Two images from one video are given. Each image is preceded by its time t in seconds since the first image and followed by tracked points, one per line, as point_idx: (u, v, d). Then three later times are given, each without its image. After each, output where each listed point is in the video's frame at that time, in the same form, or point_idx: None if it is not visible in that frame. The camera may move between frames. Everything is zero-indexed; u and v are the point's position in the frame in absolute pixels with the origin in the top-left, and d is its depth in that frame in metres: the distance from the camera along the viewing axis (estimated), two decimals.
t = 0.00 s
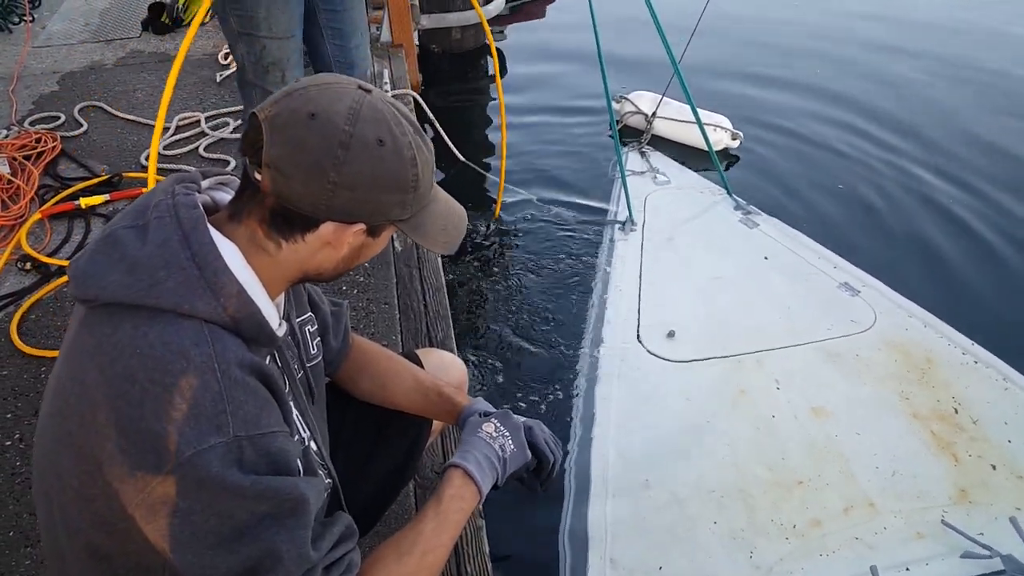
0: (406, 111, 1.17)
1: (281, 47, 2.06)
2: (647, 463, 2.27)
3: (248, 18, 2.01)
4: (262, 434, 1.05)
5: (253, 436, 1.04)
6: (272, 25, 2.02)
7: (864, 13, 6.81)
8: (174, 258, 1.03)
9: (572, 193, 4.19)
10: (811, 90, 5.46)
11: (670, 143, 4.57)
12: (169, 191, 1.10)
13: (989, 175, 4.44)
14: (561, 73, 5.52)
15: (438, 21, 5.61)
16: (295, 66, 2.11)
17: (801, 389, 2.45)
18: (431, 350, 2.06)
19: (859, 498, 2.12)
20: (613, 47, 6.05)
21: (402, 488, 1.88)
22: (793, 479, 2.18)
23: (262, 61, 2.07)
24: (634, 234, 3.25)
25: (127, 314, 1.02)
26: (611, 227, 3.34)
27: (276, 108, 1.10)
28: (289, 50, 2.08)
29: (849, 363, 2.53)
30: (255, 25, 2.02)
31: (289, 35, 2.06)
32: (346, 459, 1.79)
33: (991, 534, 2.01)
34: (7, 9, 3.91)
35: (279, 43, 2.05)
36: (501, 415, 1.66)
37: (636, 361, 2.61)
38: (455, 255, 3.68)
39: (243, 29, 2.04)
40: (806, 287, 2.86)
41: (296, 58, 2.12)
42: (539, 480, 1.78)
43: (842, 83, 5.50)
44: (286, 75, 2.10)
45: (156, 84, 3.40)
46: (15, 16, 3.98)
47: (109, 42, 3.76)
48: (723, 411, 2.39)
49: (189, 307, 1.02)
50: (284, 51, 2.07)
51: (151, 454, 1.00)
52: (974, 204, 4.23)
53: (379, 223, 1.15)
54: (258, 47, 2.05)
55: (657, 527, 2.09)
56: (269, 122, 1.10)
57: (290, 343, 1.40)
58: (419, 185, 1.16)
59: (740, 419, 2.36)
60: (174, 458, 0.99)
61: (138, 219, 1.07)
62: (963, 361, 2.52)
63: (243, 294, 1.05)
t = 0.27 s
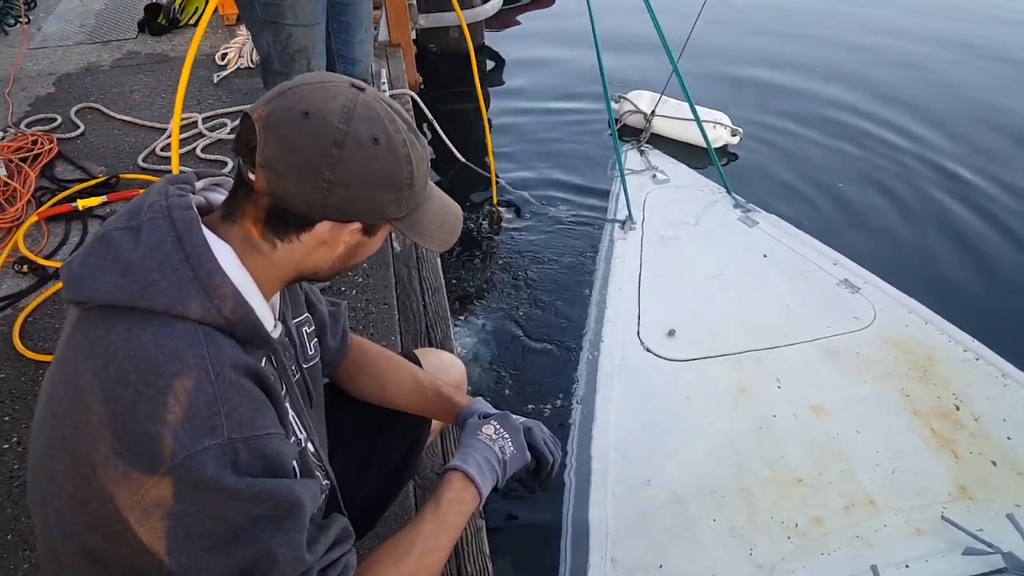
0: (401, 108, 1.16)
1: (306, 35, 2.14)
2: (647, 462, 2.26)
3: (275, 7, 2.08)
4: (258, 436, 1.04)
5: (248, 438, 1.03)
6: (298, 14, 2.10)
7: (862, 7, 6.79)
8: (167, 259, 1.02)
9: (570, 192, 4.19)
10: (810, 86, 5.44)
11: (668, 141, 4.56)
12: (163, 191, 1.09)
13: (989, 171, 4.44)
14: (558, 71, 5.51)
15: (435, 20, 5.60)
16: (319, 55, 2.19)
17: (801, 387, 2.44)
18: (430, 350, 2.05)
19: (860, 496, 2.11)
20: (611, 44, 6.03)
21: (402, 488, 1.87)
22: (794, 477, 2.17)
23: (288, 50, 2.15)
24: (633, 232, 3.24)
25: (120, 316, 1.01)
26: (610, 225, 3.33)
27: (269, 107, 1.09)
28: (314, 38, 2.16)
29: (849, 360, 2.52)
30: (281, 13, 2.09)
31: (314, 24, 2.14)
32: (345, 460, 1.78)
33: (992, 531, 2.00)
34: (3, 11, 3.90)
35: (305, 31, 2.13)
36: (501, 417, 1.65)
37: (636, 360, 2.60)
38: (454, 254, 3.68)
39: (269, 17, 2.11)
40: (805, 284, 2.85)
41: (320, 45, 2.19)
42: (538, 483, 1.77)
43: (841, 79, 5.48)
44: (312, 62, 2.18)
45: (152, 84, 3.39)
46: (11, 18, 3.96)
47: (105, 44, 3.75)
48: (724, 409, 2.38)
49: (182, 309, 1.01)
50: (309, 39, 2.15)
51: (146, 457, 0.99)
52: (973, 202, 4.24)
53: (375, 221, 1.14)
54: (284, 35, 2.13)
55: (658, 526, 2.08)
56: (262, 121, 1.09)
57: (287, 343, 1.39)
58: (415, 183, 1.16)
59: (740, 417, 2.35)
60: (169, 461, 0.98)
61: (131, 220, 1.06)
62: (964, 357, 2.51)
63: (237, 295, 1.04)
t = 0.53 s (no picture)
0: (391, 107, 1.15)
1: (305, 29, 2.13)
2: (645, 457, 2.26)
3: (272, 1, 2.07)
4: (253, 440, 1.03)
5: (244, 442, 1.02)
6: (296, 8, 2.09)
7: None
8: (159, 263, 1.01)
9: (566, 191, 4.20)
10: (804, 79, 5.44)
11: (663, 135, 4.56)
12: (153, 195, 1.09)
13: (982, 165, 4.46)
14: (553, 67, 5.50)
15: (429, 17, 5.58)
16: (318, 49, 2.18)
17: (800, 380, 2.43)
18: (426, 349, 2.04)
19: (859, 488, 2.11)
20: (605, 40, 6.03)
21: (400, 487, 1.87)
22: (793, 470, 2.17)
23: (287, 45, 2.14)
24: (629, 227, 3.23)
25: (113, 321, 1.01)
26: (606, 220, 3.32)
27: (257, 108, 1.08)
28: (313, 32, 2.15)
29: (847, 352, 2.52)
30: (279, 8, 2.08)
31: (312, 17, 2.13)
32: (341, 460, 1.78)
33: (991, 521, 1.99)
34: None
35: (303, 26, 2.12)
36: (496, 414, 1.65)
37: (633, 355, 2.60)
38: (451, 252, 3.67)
39: (266, 11, 2.10)
40: (802, 277, 2.85)
41: (318, 40, 2.19)
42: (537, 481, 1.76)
43: (836, 71, 5.47)
44: (310, 57, 2.17)
45: (145, 85, 3.38)
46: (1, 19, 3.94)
47: (97, 45, 3.73)
48: (721, 403, 2.38)
49: (175, 313, 1.00)
50: (308, 33, 2.14)
51: (141, 463, 0.98)
52: (966, 199, 4.28)
53: (367, 221, 1.13)
54: (283, 29, 2.12)
55: (657, 521, 2.08)
56: (251, 123, 1.08)
57: (281, 344, 1.39)
58: (406, 182, 1.15)
59: (737, 411, 2.35)
60: (164, 466, 0.98)
61: (121, 224, 1.06)
62: (960, 347, 2.51)
63: (230, 298, 1.03)
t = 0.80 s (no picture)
0: (390, 109, 1.15)
1: (305, 29, 2.13)
2: (644, 457, 2.26)
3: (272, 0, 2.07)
4: (254, 442, 1.04)
5: (244, 444, 1.03)
6: (296, 8, 2.09)
7: None
8: (160, 265, 1.02)
9: (566, 191, 4.21)
10: (803, 80, 5.44)
11: (663, 135, 4.56)
12: (154, 196, 1.09)
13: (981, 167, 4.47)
14: (553, 66, 5.50)
15: (429, 15, 5.58)
16: (317, 49, 2.18)
17: (799, 380, 2.44)
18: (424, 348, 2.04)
19: (858, 488, 2.11)
20: (605, 40, 6.03)
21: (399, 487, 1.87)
22: (791, 470, 2.17)
23: (286, 44, 2.14)
24: (628, 226, 3.23)
25: (114, 323, 1.01)
26: (605, 220, 3.32)
27: (258, 110, 1.09)
28: (312, 31, 2.15)
29: (846, 352, 2.53)
30: (279, 8, 2.08)
31: (312, 17, 2.13)
32: (340, 460, 1.78)
33: (990, 522, 2.00)
34: None
35: (302, 25, 2.12)
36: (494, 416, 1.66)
37: (632, 354, 2.60)
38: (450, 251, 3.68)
39: (266, 11, 2.10)
40: (801, 276, 2.85)
41: (318, 40, 2.19)
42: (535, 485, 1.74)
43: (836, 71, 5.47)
44: (309, 57, 2.17)
45: (145, 84, 3.38)
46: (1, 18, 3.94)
47: (97, 44, 3.74)
48: (721, 403, 2.38)
49: (177, 315, 1.01)
50: (308, 33, 2.14)
51: (142, 465, 0.99)
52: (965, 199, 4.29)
53: (367, 223, 1.13)
54: (283, 29, 2.12)
55: (656, 520, 2.09)
56: (251, 125, 1.08)
57: (281, 344, 1.39)
58: (406, 183, 1.15)
59: (736, 411, 2.35)
60: (164, 467, 0.98)
61: (122, 226, 1.06)
62: (960, 347, 2.52)
63: (231, 300, 1.04)
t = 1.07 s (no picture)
0: (392, 108, 1.15)
1: (304, 26, 2.12)
2: (645, 455, 2.26)
3: None
4: (256, 441, 1.03)
5: (247, 443, 1.02)
6: (295, 6, 2.08)
7: None
8: (161, 264, 1.01)
9: (567, 190, 4.21)
10: (804, 76, 5.42)
11: (664, 132, 4.55)
12: (155, 196, 1.09)
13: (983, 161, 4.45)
14: (553, 63, 5.49)
15: (428, 13, 5.58)
16: (317, 46, 2.18)
17: (800, 379, 2.43)
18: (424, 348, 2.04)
19: (858, 486, 2.11)
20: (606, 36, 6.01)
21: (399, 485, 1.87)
22: (791, 468, 2.17)
23: (285, 42, 2.14)
24: (629, 225, 3.23)
25: (116, 323, 1.01)
26: (605, 218, 3.32)
27: (260, 110, 1.08)
28: (312, 29, 2.14)
29: (846, 350, 2.52)
30: (279, 6, 2.08)
31: (312, 14, 2.13)
32: (340, 459, 1.78)
33: (990, 520, 1.99)
34: None
35: (302, 23, 2.12)
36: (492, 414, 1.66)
37: (633, 352, 2.60)
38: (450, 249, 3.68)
39: (266, 9, 2.10)
40: (802, 274, 2.85)
41: (318, 38, 2.18)
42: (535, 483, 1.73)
43: (837, 67, 5.45)
44: (309, 55, 2.17)
45: (144, 83, 3.38)
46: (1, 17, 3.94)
47: (96, 42, 3.73)
48: (721, 401, 2.38)
49: (179, 315, 1.01)
50: (307, 31, 2.14)
51: (144, 464, 0.98)
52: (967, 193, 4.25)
53: (370, 223, 1.13)
54: (282, 26, 2.11)
55: (656, 518, 2.08)
56: (253, 126, 1.08)
57: (283, 343, 1.39)
58: (408, 182, 1.15)
59: (736, 410, 2.35)
60: (166, 467, 0.98)
61: (123, 225, 1.06)
62: (960, 345, 2.51)
63: (232, 299, 1.03)
